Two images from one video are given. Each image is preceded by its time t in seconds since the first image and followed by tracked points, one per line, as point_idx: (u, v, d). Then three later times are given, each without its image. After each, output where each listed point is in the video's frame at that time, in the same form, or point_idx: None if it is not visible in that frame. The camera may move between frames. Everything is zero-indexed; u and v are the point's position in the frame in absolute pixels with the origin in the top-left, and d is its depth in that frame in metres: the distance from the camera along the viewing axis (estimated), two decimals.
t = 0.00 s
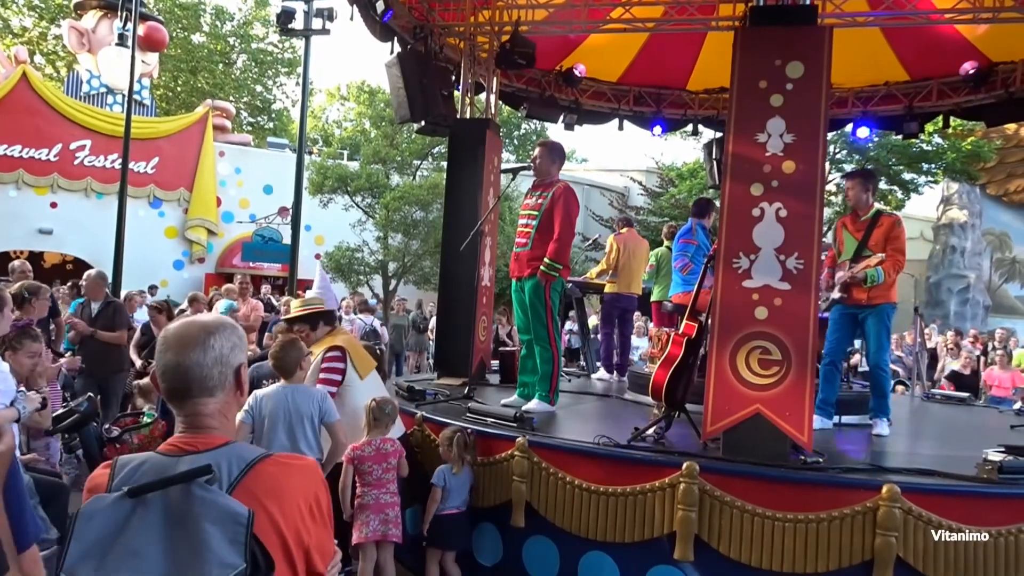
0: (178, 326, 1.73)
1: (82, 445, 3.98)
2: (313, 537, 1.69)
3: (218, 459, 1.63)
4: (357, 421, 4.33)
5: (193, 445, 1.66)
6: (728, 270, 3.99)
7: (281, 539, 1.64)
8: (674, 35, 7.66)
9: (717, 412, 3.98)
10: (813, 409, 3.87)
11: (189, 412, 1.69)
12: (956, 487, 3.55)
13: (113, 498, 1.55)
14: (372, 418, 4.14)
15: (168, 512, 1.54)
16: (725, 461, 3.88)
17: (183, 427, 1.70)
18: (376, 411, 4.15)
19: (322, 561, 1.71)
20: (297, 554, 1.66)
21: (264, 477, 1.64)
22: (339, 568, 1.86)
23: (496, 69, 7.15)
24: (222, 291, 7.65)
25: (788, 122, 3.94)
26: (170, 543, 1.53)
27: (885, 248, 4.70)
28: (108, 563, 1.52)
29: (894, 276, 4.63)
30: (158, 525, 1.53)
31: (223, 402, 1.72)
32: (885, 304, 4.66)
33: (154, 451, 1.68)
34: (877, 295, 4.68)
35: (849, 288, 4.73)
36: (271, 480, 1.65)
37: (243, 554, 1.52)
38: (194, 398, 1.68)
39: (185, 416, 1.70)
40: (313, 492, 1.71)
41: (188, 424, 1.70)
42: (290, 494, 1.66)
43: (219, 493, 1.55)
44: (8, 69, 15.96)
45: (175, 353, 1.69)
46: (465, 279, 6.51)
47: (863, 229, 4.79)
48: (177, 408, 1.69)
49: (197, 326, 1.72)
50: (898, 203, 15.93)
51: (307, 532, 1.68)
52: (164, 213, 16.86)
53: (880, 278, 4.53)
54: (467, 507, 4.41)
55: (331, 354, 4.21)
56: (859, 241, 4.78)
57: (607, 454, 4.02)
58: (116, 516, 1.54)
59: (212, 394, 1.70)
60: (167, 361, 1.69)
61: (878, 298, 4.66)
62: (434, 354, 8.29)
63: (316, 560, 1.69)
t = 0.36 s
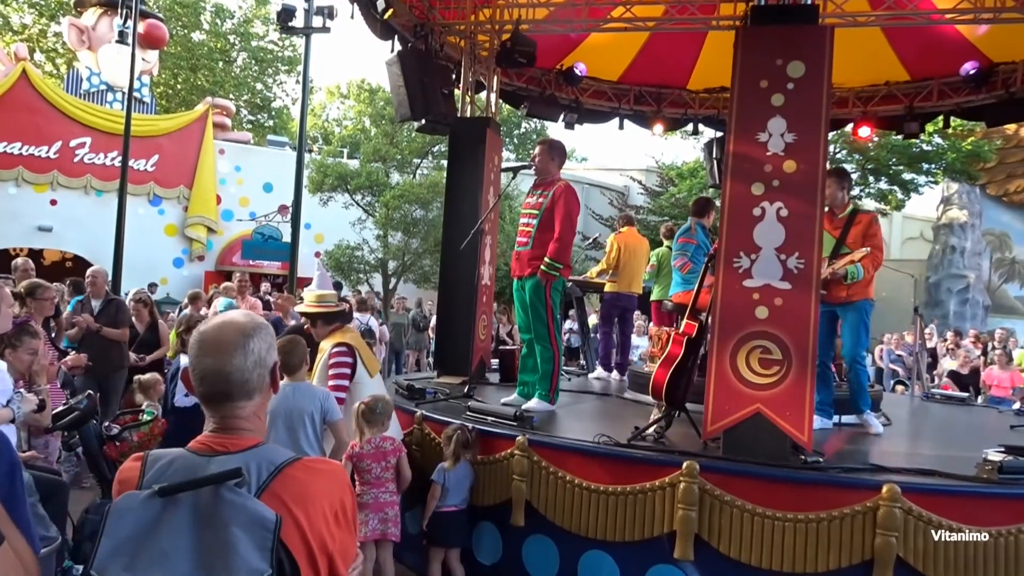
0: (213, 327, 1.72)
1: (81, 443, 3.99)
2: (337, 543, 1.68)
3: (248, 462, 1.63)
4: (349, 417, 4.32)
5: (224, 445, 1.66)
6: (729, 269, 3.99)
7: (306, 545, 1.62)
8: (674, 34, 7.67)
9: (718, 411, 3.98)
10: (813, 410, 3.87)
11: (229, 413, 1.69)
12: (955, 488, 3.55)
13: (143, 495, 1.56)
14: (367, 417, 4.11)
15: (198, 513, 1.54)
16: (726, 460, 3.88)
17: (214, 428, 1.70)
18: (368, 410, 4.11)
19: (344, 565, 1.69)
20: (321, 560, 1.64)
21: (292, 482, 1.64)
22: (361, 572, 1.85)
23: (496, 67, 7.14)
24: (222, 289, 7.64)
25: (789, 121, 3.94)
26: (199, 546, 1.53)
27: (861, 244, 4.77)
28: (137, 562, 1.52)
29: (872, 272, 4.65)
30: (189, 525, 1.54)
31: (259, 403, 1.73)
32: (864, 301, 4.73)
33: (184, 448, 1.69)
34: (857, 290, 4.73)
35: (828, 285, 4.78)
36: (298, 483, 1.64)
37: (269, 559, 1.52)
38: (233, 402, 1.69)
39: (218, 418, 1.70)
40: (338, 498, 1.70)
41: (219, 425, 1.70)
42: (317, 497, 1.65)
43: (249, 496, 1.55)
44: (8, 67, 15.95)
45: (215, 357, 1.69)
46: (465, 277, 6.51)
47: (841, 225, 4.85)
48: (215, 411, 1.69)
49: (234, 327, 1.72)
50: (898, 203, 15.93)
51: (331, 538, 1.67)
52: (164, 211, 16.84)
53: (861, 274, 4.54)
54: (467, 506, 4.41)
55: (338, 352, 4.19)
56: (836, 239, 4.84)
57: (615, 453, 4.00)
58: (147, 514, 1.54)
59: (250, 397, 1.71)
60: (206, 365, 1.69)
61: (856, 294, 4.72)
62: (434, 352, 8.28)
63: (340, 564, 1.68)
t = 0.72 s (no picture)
0: (236, 326, 1.74)
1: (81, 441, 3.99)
2: (348, 547, 1.67)
3: (262, 460, 1.63)
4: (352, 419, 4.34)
5: (241, 441, 1.67)
6: (730, 268, 3.99)
7: (314, 548, 1.61)
8: (675, 33, 7.66)
9: (719, 411, 3.98)
10: (813, 409, 3.87)
11: (252, 411, 1.70)
12: (955, 488, 3.55)
13: (156, 486, 1.56)
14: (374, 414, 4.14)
15: (209, 505, 1.54)
16: (727, 459, 3.87)
17: (232, 423, 1.71)
18: (367, 411, 4.14)
19: (355, 568, 1.67)
20: (329, 562, 1.63)
21: (305, 482, 1.63)
22: None
23: (497, 65, 7.14)
24: (221, 288, 7.64)
25: (790, 120, 3.93)
26: (206, 540, 1.52)
27: (857, 241, 4.80)
28: (144, 549, 1.51)
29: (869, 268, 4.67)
30: (200, 520, 1.53)
31: (280, 402, 1.75)
32: (865, 296, 4.75)
33: (204, 443, 1.69)
34: (856, 287, 4.75)
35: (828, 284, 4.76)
36: (310, 484, 1.63)
37: (273, 557, 1.50)
38: (256, 400, 1.70)
39: (236, 414, 1.71)
40: (352, 501, 1.69)
41: (237, 422, 1.71)
42: (330, 500, 1.64)
43: (260, 495, 1.54)
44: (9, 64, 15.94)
45: (239, 355, 1.70)
46: (466, 275, 6.51)
47: (835, 223, 4.84)
48: (240, 410, 1.71)
49: (256, 325, 1.75)
50: (899, 203, 15.91)
51: (341, 542, 1.65)
52: (165, 208, 16.84)
53: (860, 271, 4.57)
54: (468, 505, 4.41)
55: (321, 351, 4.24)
56: (831, 238, 4.84)
57: (620, 452, 4.00)
58: (158, 505, 1.54)
59: (271, 395, 1.72)
60: (232, 363, 1.70)
61: (856, 292, 4.73)
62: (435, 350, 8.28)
63: (349, 568, 1.66)
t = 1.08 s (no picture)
0: (243, 316, 1.77)
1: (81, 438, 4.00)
2: (343, 541, 1.68)
3: (252, 459, 1.63)
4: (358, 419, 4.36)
5: (230, 441, 1.67)
6: (730, 268, 3.99)
7: (312, 544, 1.62)
8: (675, 32, 7.67)
9: (718, 409, 3.98)
10: (813, 408, 3.88)
11: (246, 404, 1.70)
12: (956, 488, 3.55)
13: (148, 491, 1.55)
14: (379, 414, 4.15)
15: (203, 508, 1.54)
16: (727, 458, 3.87)
17: (219, 422, 1.71)
18: (371, 413, 4.16)
19: (352, 563, 1.69)
20: (327, 557, 1.64)
21: (298, 478, 1.64)
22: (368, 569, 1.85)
23: (498, 65, 7.15)
24: (220, 287, 7.61)
25: (790, 119, 3.94)
26: (202, 542, 1.52)
27: (874, 243, 4.83)
28: (139, 555, 1.51)
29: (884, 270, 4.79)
30: (194, 522, 1.53)
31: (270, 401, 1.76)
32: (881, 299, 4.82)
33: (193, 444, 1.68)
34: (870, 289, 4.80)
35: (849, 282, 4.71)
36: (304, 481, 1.64)
37: (271, 556, 1.51)
38: (259, 391, 1.72)
39: (225, 412, 1.70)
40: (346, 498, 1.71)
41: (223, 420, 1.70)
42: (324, 495, 1.65)
43: (254, 494, 1.55)
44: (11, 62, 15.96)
45: (252, 342, 1.73)
46: (467, 274, 6.51)
47: (851, 223, 4.86)
48: (233, 400, 1.70)
49: (263, 321, 1.79)
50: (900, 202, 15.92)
51: (337, 535, 1.67)
52: (166, 207, 16.85)
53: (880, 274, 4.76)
54: (467, 503, 4.41)
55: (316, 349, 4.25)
56: (847, 237, 4.85)
57: (616, 451, 4.01)
58: (151, 509, 1.54)
59: (270, 391, 1.75)
60: (242, 349, 1.71)
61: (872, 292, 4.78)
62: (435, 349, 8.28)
63: (346, 564, 1.68)
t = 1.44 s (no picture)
0: (203, 316, 1.76)
1: (79, 437, 3.99)
2: (323, 532, 1.73)
3: (222, 461, 1.64)
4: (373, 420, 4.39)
5: (198, 445, 1.67)
6: (729, 267, 3.98)
7: (292, 536, 1.66)
8: (674, 32, 7.66)
9: (716, 409, 3.98)
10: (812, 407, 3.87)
11: (208, 405, 1.70)
12: (956, 488, 3.55)
13: (118, 503, 1.56)
14: (387, 416, 4.16)
15: (177, 515, 1.55)
16: (724, 458, 3.87)
17: (183, 427, 1.71)
18: (383, 414, 4.18)
19: (332, 552, 1.75)
20: (308, 549, 1.69)
21: (271, 475, 1.66)
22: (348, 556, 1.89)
23: (497, 64, 7.15)
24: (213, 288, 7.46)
25: (789, 118, 3.93)
26: (181, 545, 1.54)
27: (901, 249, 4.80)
28: (118, 568, 1.53)
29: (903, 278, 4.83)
30: (169, 529, 1.55)
31: (233, 400, 1.76)
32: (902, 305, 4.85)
33: (156, 451, 1.69)
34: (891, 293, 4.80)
35: (879, 285, 4.73)
36: (278, 476, 1.66)
37: (253, 556, 1.54)
38: (223, 391, 1.72)
39: (189, 416, 1.71)
40: (322, 489, 1.74)
41: (188, 423, 1.71)
42: (300, 489, 1.68)
43: (228, 495, 1.57)
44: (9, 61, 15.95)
45: (214, 341, 1.72)
46: (466, 273, 6.51)
47: (880, 227, 4.77)
48: (194, 403, 1.70)
49: (224, 318, 1.78)
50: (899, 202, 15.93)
51: (317, 527, 1.71)
52: (164, 206, 16.83)
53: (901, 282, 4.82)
54: (463, 501, 4.42)
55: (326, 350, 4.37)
56: (876, 240, 4.76)
57: (604, 451, 4.02)
58: (125, 521, 1.55)
59: (234, 389, 1.75)
60: (204, 348, 1.71)
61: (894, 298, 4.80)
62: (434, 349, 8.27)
63: (327, 552, 1.73)
